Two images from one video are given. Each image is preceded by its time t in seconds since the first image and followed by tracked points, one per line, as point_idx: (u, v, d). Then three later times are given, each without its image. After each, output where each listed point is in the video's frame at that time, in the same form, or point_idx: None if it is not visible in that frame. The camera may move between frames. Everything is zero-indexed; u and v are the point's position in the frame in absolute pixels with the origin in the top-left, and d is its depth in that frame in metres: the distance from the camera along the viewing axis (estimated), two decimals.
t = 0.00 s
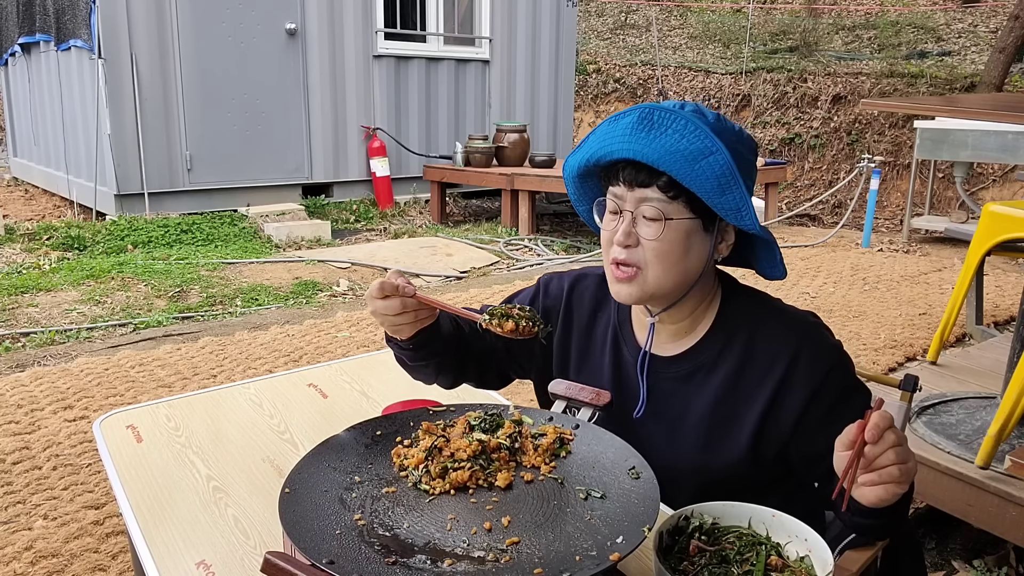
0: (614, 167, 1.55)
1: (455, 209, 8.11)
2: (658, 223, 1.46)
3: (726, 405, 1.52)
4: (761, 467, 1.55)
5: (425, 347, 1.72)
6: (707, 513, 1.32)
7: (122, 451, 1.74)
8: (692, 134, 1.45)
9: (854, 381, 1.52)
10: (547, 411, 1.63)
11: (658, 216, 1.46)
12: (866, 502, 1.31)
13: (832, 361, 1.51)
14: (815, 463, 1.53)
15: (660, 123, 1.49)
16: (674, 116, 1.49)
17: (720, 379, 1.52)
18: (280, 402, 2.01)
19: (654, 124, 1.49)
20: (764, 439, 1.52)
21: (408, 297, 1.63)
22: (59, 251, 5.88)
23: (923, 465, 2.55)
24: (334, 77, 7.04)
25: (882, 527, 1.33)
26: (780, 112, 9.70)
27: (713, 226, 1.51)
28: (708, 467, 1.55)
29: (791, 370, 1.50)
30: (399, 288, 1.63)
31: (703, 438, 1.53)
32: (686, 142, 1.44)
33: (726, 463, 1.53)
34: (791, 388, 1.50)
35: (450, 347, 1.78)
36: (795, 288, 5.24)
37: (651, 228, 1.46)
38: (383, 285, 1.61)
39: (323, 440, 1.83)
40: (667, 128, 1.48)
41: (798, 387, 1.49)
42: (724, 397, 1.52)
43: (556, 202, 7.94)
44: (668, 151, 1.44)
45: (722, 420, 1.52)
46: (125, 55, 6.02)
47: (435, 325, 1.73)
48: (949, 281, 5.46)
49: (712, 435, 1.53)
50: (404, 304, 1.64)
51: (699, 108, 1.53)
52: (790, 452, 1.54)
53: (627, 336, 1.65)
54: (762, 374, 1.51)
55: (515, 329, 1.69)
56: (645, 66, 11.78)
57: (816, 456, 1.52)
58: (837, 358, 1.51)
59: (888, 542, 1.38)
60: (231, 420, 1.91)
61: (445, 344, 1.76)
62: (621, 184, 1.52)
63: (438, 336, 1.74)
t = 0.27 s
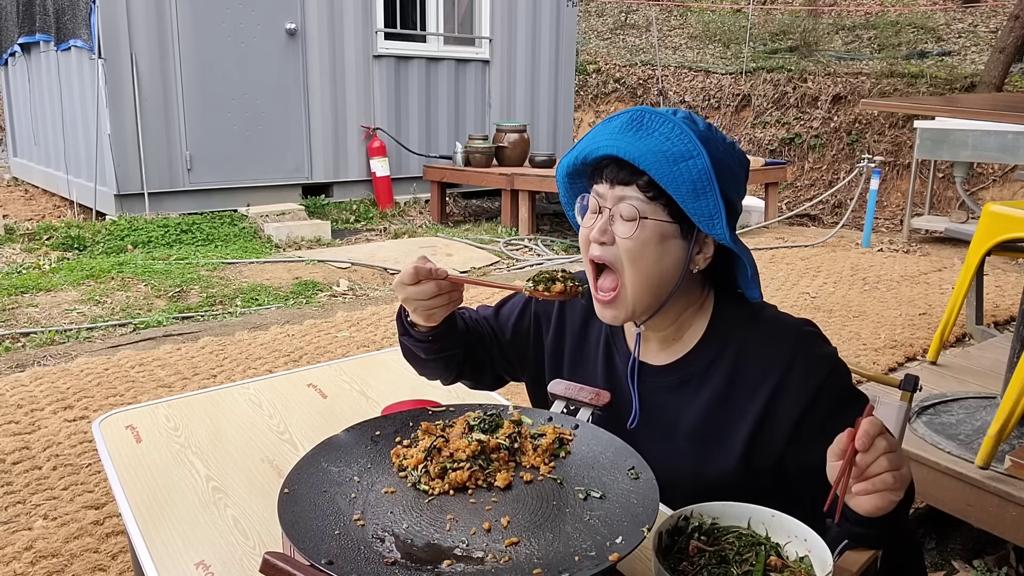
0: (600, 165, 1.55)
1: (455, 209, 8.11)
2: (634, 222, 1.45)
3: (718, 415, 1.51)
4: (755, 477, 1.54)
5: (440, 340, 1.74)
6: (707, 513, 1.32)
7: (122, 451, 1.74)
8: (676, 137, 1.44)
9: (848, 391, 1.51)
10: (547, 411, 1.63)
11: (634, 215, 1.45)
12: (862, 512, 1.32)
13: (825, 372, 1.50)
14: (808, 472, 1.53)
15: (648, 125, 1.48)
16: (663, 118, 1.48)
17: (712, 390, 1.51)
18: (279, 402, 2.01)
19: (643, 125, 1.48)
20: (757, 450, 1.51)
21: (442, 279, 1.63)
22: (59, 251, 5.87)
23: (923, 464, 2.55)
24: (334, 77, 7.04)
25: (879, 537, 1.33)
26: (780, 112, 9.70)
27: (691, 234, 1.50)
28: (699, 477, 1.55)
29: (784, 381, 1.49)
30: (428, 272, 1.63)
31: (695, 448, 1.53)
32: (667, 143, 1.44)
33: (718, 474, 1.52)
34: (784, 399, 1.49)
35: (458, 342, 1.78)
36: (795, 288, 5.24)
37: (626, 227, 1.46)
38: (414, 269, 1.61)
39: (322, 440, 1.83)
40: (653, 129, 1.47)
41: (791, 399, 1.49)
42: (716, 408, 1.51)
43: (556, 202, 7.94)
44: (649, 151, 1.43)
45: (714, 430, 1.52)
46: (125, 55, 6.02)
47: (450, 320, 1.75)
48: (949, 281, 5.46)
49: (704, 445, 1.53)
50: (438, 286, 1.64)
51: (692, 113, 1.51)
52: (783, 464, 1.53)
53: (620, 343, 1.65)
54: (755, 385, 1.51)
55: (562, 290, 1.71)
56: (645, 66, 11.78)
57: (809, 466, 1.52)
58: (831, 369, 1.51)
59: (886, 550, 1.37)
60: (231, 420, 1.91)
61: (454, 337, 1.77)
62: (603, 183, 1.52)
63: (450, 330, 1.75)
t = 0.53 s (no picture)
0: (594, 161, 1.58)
1: (455, 209, 8.11)
2: (615, 217, 1.48)
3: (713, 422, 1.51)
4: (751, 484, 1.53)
5: (444, 340, 1.72)
6: (706, 513, 1.32)
7: (121, 451, 1.74)
8: (662, 136, 1.45)
9: (844, 399, 1.51)
10: (547, 411, 1.63)
11: (617, 211, 1.48)
12: (862, 520, 1.32)
13: (822, 380, 1.49)
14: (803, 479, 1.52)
15: (640, 124, 1.49)
16: (653, 117, 1.49)
17: (710, 395, 1.51)
18: (279, 402, 2.01)
19: (634, 123, 1.49)
20: (753, 457, 1.50)
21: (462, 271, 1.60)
22: (59, 251, 5.88)
23: (923, 464, 2.55)
24: (334, 77, 7.04)
25: (880, 539, 1.33)
26: (780, 112, 9.71)
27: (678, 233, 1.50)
28: (694, 483, 1.54)
29: (781, 389, 1.49)
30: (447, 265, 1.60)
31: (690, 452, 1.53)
32: (651, 142, 1.45)
33: (713, 480, 1.52)
34: (780, 407, 1.49)
35: (460, 342, 1.76)
36: (794, 288, 5.23)
37: (608, 222, 1.48)
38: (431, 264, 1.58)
39: (322, 440, 1.83)
40: (643, 128, 1.48)
41: (787, 407, 1.48)
42: (712, 414, 1.51)
43: (556, 203, 7.94)
44: (634, 148, 1.45)
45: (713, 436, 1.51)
46: (125, 55, 6.02)
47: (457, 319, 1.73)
48: (949, 281, 5.46)
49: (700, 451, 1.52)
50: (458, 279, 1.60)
51: (685, 115, 1.51)
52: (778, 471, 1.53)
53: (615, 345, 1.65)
54: (752, 392, 1.50)
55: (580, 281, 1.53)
56: (645, 66, 11.77)
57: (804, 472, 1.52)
58: (828, 377, 1.50)
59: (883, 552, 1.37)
60: (231, 420, 1.91)
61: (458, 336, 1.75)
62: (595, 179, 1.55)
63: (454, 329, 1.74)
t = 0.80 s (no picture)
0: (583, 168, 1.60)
1: (455, 209, 8.11)
2: (589, 224, 1.50)
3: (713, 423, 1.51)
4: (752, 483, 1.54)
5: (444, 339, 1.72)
6: (707, 513, 1.32)
7: (121, 451, 1.74)
8: (626, 140, 1.45)
9: (844, 400, 1.50)
10: (547, 411, 1.63)
11: (591, 217, 1.50)
12: (868, 517, 1.32)
13: (822, 381, 1.48)
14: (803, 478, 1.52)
15: (611, 129, 1.50)
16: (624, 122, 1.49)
17: (709, 396, 1.51)
18: (279, 402, 2.01)
19: (607, 129, 1.50)
20: (752, 457, 1.50)
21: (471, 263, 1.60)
22: (59, 251, 5.87)
23: (923, 464, 2.55)
24: (334, 77, 7.04)
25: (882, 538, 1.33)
26: (779, 112, 9.71)
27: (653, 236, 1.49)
28: (695, 484, 1.55)
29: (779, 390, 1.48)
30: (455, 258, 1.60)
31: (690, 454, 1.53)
32: (616, 147, 1.46)
33: (713, 481, 1.52)
34: (779, 408, 1.48)
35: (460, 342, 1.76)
36: (794, 288, 5.24)
37: (584, 228, 1.51)
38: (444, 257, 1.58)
39: (322, 440, 1.83)
40: (613, 133, 1.48)
41: (787, 408, 1.48)
42: (710, 416, 1.51)
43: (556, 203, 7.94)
44: (600, 155, 1.47)
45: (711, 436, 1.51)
46: (125, 55, 6.01)
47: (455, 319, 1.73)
48: (949, 281, 5.46)
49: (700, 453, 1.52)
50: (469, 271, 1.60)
51: (661, 118, 1.50)
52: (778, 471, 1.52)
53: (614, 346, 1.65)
54: (751, 393, 1.49)
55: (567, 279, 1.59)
56: (645, 66, 11.77)
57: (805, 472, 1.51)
58: (828, 378, 1.49)
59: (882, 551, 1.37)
60: (231, 420, 1.91)
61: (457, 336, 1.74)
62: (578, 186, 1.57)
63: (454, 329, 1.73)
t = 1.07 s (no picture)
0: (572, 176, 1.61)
1: (455, 209, 8.11)
2: (571, 233, 1.52)
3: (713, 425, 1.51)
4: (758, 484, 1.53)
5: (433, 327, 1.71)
6: (706, 513, 1.32)
7: (121, 451, 1.74)
8: (600, 150, 1.46)
9: (844, 400, 1.49)
10: (547, 411, 1.63)
11: (573, 226, 1.51)
12: (873, 513, 1.32)
13: (822, 381, 1.48)
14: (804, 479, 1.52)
15: (589, 138, 1.51)
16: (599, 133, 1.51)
17: (708, 399, 1.51)
18: (279, 402, 2.01)
19: (585, 139, 1.52)
20: (756, 460, 1.49)
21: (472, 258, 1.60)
22: (59, 251, 5.87)
23: (923, 465, 2.55)
24: (334, 77, 7.04)
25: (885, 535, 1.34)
26: (779, 112, 9.71)
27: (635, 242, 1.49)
28: (696, 485, 1.54)
29: (779, 391, 1.47)
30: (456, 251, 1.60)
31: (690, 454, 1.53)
32: (591, 157, 1.48)
33: (716, 483, 1.52)
34: (780, 410, 1.48)
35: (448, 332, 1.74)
36: (794, 288, 5.24)
37: (567, 237, 1.53)
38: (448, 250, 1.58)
39: (322, 440, 1.83)
40: (590, 143, 1.50)
41: (787, 410, 1.47)
42: (709, 418, 1.51)
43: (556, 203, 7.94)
44: (575, 166, 1.50)
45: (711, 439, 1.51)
46: (125, 55, 6.01)
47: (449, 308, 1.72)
48: (949, 281, 5.46)
49: (700, 454, 1.52)
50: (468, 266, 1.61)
51: (639, 123, 1.50)
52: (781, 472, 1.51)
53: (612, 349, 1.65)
54: (750, 396, 1.49)
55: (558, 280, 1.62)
56: (645, 66, 11.76)
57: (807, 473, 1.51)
58: (827, 378, 1.48)
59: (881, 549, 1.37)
60: (231, 420, 1.91)
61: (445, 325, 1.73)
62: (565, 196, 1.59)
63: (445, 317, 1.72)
